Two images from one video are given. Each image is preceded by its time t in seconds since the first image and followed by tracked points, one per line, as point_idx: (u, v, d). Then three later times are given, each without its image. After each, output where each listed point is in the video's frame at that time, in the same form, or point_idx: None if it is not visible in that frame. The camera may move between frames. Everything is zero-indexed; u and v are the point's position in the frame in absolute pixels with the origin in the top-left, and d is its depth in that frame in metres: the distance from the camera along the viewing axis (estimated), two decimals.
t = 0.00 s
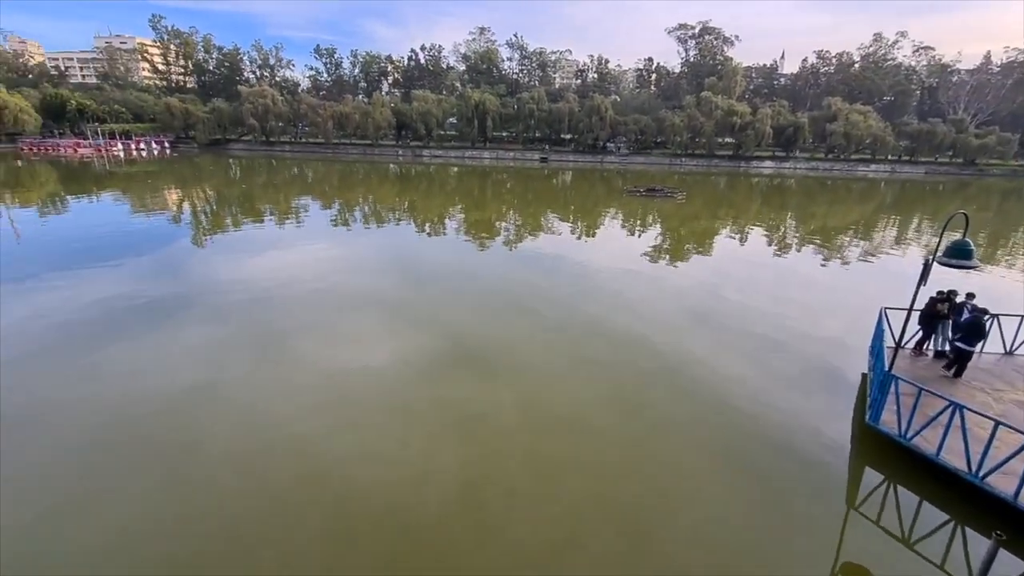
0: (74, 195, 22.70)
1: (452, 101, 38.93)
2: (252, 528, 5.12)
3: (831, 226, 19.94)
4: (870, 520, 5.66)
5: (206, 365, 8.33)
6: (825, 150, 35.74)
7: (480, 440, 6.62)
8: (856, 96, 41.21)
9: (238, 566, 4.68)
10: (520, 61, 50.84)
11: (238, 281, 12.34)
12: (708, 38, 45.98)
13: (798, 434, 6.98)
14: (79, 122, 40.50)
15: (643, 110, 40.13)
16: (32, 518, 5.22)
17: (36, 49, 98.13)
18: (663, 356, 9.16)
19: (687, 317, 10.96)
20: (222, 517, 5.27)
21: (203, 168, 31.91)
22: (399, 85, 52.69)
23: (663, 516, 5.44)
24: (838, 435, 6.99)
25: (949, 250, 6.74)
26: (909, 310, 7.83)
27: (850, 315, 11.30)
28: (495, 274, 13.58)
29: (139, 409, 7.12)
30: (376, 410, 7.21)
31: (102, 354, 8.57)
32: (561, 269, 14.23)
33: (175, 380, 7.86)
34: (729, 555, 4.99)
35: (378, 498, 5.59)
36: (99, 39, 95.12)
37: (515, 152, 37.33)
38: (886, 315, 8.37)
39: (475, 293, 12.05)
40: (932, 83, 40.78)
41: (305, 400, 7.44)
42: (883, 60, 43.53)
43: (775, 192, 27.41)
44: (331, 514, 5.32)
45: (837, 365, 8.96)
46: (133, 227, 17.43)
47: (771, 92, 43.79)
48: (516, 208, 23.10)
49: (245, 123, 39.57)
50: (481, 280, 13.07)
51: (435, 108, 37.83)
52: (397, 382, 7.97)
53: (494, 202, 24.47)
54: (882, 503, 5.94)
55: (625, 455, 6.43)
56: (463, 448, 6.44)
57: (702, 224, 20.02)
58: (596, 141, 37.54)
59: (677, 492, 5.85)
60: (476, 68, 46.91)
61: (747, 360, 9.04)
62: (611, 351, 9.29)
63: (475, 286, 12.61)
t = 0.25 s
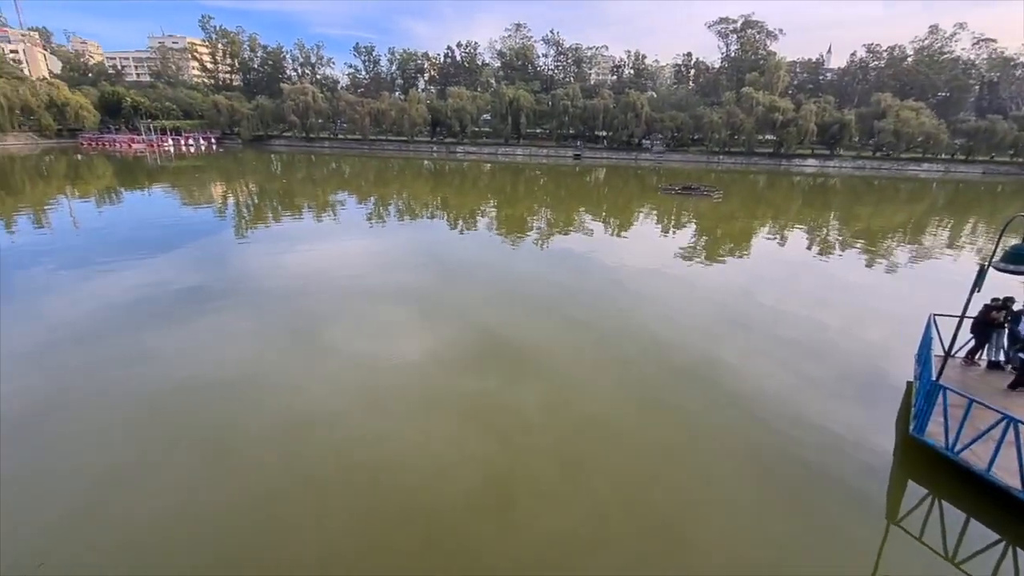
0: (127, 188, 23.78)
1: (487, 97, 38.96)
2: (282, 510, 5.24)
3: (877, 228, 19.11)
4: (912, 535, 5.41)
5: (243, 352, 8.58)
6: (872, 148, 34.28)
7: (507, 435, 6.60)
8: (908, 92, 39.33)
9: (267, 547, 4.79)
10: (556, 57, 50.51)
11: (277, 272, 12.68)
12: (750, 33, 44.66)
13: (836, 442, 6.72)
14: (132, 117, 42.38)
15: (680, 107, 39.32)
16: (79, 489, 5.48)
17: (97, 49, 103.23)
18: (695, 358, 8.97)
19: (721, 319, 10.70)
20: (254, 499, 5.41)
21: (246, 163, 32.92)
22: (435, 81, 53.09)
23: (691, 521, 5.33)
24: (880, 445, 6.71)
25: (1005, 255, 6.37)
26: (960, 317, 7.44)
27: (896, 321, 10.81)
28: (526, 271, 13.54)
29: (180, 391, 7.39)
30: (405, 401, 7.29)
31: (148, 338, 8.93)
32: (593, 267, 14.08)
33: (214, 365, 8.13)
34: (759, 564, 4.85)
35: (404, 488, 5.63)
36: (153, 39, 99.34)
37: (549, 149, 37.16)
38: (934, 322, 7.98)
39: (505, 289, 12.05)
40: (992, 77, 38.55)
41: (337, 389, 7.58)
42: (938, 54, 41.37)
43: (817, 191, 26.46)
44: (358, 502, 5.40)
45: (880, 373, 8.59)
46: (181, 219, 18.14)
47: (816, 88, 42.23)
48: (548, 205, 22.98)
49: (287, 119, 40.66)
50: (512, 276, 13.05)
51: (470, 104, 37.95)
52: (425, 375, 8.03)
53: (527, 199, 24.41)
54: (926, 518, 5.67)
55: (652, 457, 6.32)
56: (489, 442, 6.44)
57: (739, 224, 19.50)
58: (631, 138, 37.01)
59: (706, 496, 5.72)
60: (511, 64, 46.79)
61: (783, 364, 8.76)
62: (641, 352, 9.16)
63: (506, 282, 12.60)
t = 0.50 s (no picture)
0: (168, 184, 24.61)
1: (515, 95, 38.84)
2: (303, 504, 5.30)
3: (918, 229, 18.37)
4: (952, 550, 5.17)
5: (273, 344, 8.74)
6: (915, 146, 32.97)
7: (530, 434, 6.55)
8: (954, 87, 37.65)
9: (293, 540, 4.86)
10: (585, 54, 50.11)
11: (307, 267, 12.90)
12: (787, 27, 43.43)
13: (871, 450, 6.47)
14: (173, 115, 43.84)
15: (712, 104, 38.54)
16: (116, 477, 5.64)
17: (142, 50, 107.02)
18: (725, 360, 8.75)
19: (752, 321, 10.42)
20: (280, 492, 5.47)
21: (281, 161, 33.67)
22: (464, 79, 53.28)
23: (718, 528, 5.17)
24: (919, 454, 6.43)
25: None
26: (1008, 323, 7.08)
27: (937, 327, 10.36)
28: (552, 269, 13.45)
29: (211, 382, 7.57)
30: (429, 398, 7.30)
31: (184, 329, 9.18)
32: (620, 266, 13.89)
33: (245, 357, 8.30)
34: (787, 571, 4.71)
35: (427, 486, 5.64)
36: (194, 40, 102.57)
37: (577, 146, 36.90)
38: (979, 327, 7.60)
39: (531, 287, 12.01)
40: None
41: (362, 384, 7.64)
42: (989, 47, 39.48)
43: (855, 191, 25.60)
44: (381, 498, 5.43)
45: (919, 379, 8.24)
46: (218, 214, 18.66)
47: (856, 84, 40.82)
48: (575, 203, 22.82)
49: (320, 117, 41.36)
50: (538, 274, 13.00)
51: (499, 102, 37.92)
52: (450, 372, 8.03)
53: (554, 197, 24.29)
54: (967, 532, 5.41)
55: (679, 462, 6.16)
56: (512, 442, 6.40)
57: (771, 224, 19.02)
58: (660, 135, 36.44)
59: (733, 501, 5.57)
60: (540, 61, 46.54)
61: (816, 368, 8.49)
62: (668, 352, 9.01)
63: (531, 280, 12.56)
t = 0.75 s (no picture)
0: (206, 179, 25.36)
1: (544, 91, 38.53)
2: (324, 495, 5.34)
3: (964, 231, 17.54)
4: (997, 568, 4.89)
5: (300, 336, 8.86)
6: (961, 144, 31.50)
7: (552, 434, 6.46)
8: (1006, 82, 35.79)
9: (314, 532, 4.88)
10: (615, 50, 49.48)
11: (336, 262, 13.05)
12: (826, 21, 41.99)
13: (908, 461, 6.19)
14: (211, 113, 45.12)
15: (746, 100, 37.58)
16: (147, 462, 5.78)
17: (184, 50, 110.56)
18: (755, 363, 8.50)
19: (785, 323, 10.10)
20: (303, 483, 5.51)
21: (312, 157, 34.31)
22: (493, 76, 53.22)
23: (746, 537, 4.99)
24: (960, 467, 6.12)
25: None
26: None
27: (983, 334, 9.86)
28: (578, 267, 13.30)
29: (240, 371, 7.72)
30: (451, 394, 7.27)
31: (216, 320, 9.38)
32: (647, 265, 13.67)
33: (273, 348, 8.43)
34: None
35: (447, 483, 5.60)
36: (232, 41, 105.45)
37: (605, 144, 36.50)
38: None
39: (556, 285, 11.91)
40: None
41: (386, 378, 7.66)
42: None
43: (896, 190, 24.62)
44: (402, 494, 5.41)
45: (962, 389, 7.85)
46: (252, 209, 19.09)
47: (899, 79, 39.19)
48: (602, 201, 22.54)
49: (351, 114, 41.98)
50: (563, 272, 12.85)
51: (527, 99, 37.75)
52: (473, 369, 7.99)
53: (581, 194, 24.03)
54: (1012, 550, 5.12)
55: (706, 466, 5.98)
56: (534, 441, 6.32)
57: (806, 224, 18.45)
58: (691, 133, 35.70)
59: (762, 508, 5.38)
60: (570, 58, 46.17)
61: (851, 374, 8.17)
62: (696, 353, 8.80)
63: (556, 278, 12.43)
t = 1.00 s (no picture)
0: (237, 176, 25.98)
1: (568, 90, 38.34)
2: (345, 487, 5.45)
3: (1004, 234, 16.87)
4: None
5: (324, 331, 9.03)
6: (1003, 144, 30.29)
7: (572, 434, 6.44)
8: None
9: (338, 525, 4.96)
10: (641, 49, 49.01)
11: (360, 259, 13.22)
12: (861, 16, 40.79)
13: (939, 469, 5.98)
14: (242, 112, 46.19)
15: (775, 98, 36.79)
16: (179, 451, 5.95)
17: (218, 51, 113.51)
18: (781, 366, 8.33)
19: (813, 326, 9.87)
20: (327, 476, 5.61)
21: (339, 155, 34.83)
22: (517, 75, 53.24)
23: (771, 544, 4.89)
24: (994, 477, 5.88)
25: None
26: None
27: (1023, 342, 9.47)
28: (600, 267, 13.21)
29: (266, 364, 7.90)
30: (472, 392, 7.31)
31: (244, 315, 9.61)
32: (671, 265, 13.49)
33: (298, 343, 8.59)
34: None
35: (467, 480, 5.63)
36: (263, 41, 107.78)
37: (630, 143, 36.19)
38: None
39: (577, 284, 11.85)
40: None
41: (407, 375, 7.74)
42: None
43: (932, 191, 23.82)
44: (422, 490, 5.46)
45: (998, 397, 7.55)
46: (280, 206, 19.48)
47: (938, 76, 37.85)
48: (626, 200, 22.36)
49: (377, 113, 42.49)
50: (586, 272, 12.78)
51: (551, 98, 37.59)
52: (494, 367, 8.01)
53: (605, 193, 23.87)
54: None
55: (729, 471, 5.89)
56: (554, 440, 6.31)
57: (836, 225, 17.99)
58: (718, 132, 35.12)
59: (786, 515, 5.27)
60: (595, 56, 45.84)
61: (880, 380, 7.93)
62: (718, 355, 8.66)
63: (578, 277, 12.40)
